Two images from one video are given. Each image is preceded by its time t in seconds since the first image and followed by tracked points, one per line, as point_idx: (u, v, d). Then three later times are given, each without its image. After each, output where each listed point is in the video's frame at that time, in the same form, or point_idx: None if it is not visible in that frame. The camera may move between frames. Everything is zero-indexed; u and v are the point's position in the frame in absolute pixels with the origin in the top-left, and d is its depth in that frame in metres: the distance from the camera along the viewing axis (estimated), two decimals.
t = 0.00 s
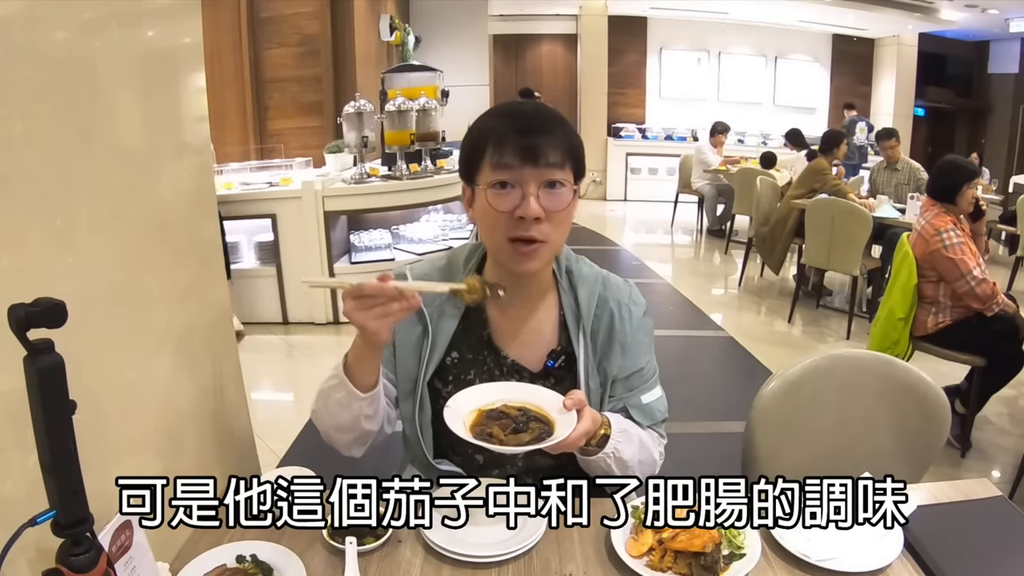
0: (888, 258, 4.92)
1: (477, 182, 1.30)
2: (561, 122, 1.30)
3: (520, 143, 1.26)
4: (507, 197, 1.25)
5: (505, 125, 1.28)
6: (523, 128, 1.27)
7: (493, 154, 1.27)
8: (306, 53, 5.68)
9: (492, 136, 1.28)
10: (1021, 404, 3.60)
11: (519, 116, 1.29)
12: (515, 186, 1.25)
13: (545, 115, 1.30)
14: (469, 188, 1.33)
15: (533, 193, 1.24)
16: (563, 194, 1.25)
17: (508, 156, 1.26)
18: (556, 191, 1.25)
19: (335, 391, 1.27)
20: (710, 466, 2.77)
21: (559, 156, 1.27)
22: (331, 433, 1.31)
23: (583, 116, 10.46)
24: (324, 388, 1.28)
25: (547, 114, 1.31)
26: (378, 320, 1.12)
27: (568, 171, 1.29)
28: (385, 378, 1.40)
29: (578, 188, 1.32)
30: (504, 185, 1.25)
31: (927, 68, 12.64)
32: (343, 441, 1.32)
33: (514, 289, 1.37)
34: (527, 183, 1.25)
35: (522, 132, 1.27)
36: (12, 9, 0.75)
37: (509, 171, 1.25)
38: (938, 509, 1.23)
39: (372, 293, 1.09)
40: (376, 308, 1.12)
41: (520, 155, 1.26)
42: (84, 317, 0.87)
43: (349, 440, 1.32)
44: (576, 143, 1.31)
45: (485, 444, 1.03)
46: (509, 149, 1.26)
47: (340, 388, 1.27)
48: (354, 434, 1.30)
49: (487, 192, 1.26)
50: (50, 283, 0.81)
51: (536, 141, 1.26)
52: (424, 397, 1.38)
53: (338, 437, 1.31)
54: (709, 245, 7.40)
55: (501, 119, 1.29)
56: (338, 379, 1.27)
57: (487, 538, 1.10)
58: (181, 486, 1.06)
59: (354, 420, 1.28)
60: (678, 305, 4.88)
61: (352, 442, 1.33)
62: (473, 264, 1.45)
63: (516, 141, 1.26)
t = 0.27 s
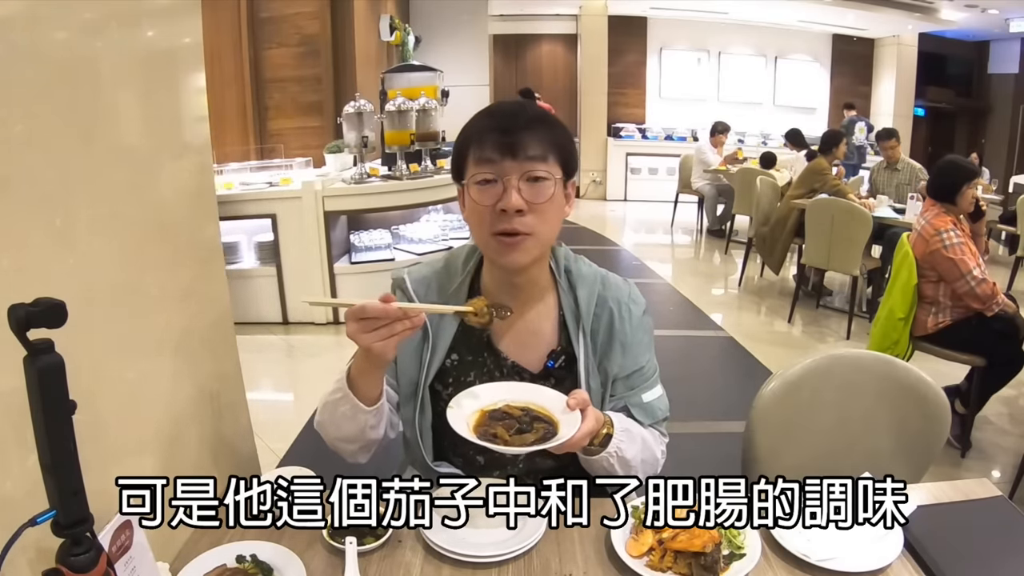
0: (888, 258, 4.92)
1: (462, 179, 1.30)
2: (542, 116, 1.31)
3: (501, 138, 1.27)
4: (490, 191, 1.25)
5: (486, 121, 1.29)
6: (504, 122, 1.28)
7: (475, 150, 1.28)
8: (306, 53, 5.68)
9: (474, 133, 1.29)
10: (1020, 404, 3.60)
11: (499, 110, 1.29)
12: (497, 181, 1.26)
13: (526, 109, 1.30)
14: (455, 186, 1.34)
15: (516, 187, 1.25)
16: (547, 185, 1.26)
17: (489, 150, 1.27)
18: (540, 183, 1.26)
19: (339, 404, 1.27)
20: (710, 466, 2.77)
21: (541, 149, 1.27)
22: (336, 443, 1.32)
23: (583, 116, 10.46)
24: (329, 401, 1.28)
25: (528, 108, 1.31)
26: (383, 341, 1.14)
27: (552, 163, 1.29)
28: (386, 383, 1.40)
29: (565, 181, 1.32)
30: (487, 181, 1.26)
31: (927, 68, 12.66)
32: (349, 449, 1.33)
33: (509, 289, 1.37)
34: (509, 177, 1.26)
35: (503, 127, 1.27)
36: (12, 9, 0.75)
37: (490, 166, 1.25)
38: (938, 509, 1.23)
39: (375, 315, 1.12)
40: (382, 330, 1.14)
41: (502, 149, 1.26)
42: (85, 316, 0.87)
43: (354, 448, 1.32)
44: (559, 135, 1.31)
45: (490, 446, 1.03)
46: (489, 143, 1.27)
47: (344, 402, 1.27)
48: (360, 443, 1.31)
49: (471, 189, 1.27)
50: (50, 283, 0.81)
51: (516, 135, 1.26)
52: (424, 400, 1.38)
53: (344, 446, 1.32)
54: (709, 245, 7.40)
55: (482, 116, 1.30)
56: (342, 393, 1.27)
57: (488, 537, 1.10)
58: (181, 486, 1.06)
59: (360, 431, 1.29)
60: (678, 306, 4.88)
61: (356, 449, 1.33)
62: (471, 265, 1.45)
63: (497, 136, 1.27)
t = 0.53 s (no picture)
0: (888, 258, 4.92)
1: (460, 180, 1.31)
2: (541, 116, 1.30)
3: (499, 139, 1.26)
4: (488, 193, 1.25)
5: (484, 122, 1.28)
6: (502, 123, 1.27)
7: (473, 151, 1.28)
8: (306, 53, 5.67)
9: (473, 134, 1.28)
10: (1020, 404, 3.60)
11: (498, 111, 1.29)
12: (496, 183, 1.26)
13: (524, 109, 1.30)
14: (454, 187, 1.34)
15: (514, 189, 1.25)
16: (546, 187, 1.26)
17: (487, 151, 1.27)
18: (538, 185, 1.26)
19: (339, 407, 1.27)
20: (710, 466, 2.77)
21: (539, 150, 1.27)
22: (337, 446, 1.32)
23: (583, 116, 10.46)
24: (327, 404, 1.28)
25: (527, 108, 1.31)
26: (380, 344, 1.14)
27: (551, 164, 1.29)
28: (385, 385, 1.40)
29: (563, 181, 1.32)
30: (485, 183, 1.26)
31: (927, 68, 12.67)
32: (348, 451, 1.33)
33: (506, 289, 1.38)
34: (508, 179, 1.26)
35: (501, 128, 1.27)
36: (12, 9, 0.75)
37: (488, 168, 1.25)
38: (938, 509, 1.23)
39: (372, 319, 1.12)
40: (378, 333, 1.14)
41: (499, 150, 1.26)
42: (85, 315, 0.87)
43: (354, 451, 1.33)
44: (558, 136, 1.31)
45: (488, 448, 1.02)
46: (487, 145, 1.27)
47: (343, 405, 1.27)
48: (359, 445, 1.31)
49: (470, 190, 1.27)
50: (50, 283, 0.81)
51: (514, 136, 1.26)
52: (423, 401, 1.38)
53: (343, 448, 1.32)
54: (709, 245, 7.39)
55: (481, 116, 1.30)
56: (340, 395, 1.27)
57: (487, 538, 1.10)
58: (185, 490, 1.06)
59: (360, 433, 1.29)
60: (678, 306, 4.87)
61: (357, 451, 1.33)
62: (469, 266, 1.45)
63: (496, 137, 1.27)
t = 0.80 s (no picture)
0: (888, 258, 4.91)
1: (464, 180, 1.30)
2: (548, 119, 1.30)
3: (506, 140, 1.26)
4: (492, 194, 1.25)
5: (491, 122, 1.28)
6: (509, 125, 1.27)
7: (478, 151, 1.28)
8: (306, 53, 5.67)
9: (479, 133, 1.28)
10: (1020, 404, 3.60)
11: (506, 111, 1.29)
12: (500, 184, 1.25)
13: (532, 111, 1.30)
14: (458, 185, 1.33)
15: (517, 191, 1.25)
16: (550, 191, 1.26)
17: (493, 152, 1.26)
18: (542, 188, 1.26)
19: (339, 410, 1.27)
20: (710, 466, 2.77)
21: (545, 154, 1.27)
22: (338, 448, 1.32)
23: (583, 116, 10.46)
24: (327, 406, 1.28)
25: (535, 110, 1.31)
26: (381, 347, 1.15)
27: (555, 168, 1.29)
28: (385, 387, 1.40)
29: (566, 185, 1.32)
30: (489, 183, 1.26)
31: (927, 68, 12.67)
32: (350, 454, 1.33)
33: (505, 287, 1.38)
34: (512, 181, 1.26)
35: (508, 129, 1.27)
36: (12, 9, 0.75)
37: (494, 168, 1.25)
38: (938, 509, 1.23)
39: (372, 323, 1.11)
40: (379, 337, 1.14)
41: (505, 151, 1.26)
42: (85, 315, 0.87)
43: (355, 453, 1.33)
44: (564, 139, 1.31)
45: (492, 447, 1.02)
46: (493, 145, 1.26)
47: (343, 408, 1.27)
48: (361, 447, 1.31)
49: (473, 190, 1.27)
50: (50, 283, 0.81)
51: (520, 137, 1.26)
52: (423, 402, 1.38)
53: (344, 450, 1.32)
54: (709, 245, 7.39)
55: (488, 115, 1.29)
56: (340, 399, 1.27)
57: (487, 538, 1.10)
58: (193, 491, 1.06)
59: (360, 436, 1.29)
60: (678, 306, 4.87)
61: (357, 453, 1.33)
62: (467, 265, 1.45)
63: (502, 137, 1.26)
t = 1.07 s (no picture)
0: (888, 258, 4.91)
1: (465, 179, 1.30)
2: (550, 120, 1.30)
3: (507, 141, 1.26)
4: (492, 195, 1.25)
5: (493, 123, 1.28)
6: (512, 125, 1.27)
7: (480, 151, 1.28)
8: (306, 53, 5.67)
9: (481, 133, 1.28)
10: (1020, 404, 3.60)
11: (509, 112, 1.29)
12: (501, 185, 1.25)
13: (535, 112, 1.29)
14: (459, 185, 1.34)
15: (518, 193, 1.25)
16: (550, 193, 1.25)
17: (494, 152, 1.26)
18: (542, 190, 1.25)
19: (339, 412, 1.27)
20: (710, 465, 2.77)
21: (547, 155, 1.27)
22: (339, 449, 1.32)
23: (584, 116, 10.46)
24: (328, 408, 1.28)
25: (538, 111, 1.31)
26: (381, 350, 1.14)
27: (557, 170, 1.29)
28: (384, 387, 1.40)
29: (567, 186, 1.32)
30: (490, 184, 1.26)
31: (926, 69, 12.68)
32: (350, 455, 1.33)
33: (504, 287, 1.38)
34: (513, 182, 1.26)
35: (509, 130, 1.27)
36: (12, 9, 0.75)
37: (495, 169, 1.25)
38: (938, 509, 1.23)
39: (371, 325, 1.11)
40: (379, 338, 1.14)
41: (507, 153, 1.26)
42: (84, 315, 0.87)
43: (356, 453, 1.33)
44: (566, 141, 1.31)
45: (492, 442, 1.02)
46: (495, 145, 1.26)
47: (344, 410, 1.27)
48: (361, 448, 1.32)
49: (473, 190, 1.27)
50: (50, 284, 0.81)
51: (522, 138, 1.26)
52: (422, 402, 1.38)
53: (345, 451, 1.32)
54: (709, 245, 7.39)
55: (491, 116, 1.29)
56: (340, 400, 1.27)
57: (487, 538, 1.10)
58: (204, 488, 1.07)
59: (361, 437, 1.29)
60: (678, 306, 4.87)
61: (358, 454, 1.34)
62: (466, 265, 1.45)
63: (504, 138, 1.26)
